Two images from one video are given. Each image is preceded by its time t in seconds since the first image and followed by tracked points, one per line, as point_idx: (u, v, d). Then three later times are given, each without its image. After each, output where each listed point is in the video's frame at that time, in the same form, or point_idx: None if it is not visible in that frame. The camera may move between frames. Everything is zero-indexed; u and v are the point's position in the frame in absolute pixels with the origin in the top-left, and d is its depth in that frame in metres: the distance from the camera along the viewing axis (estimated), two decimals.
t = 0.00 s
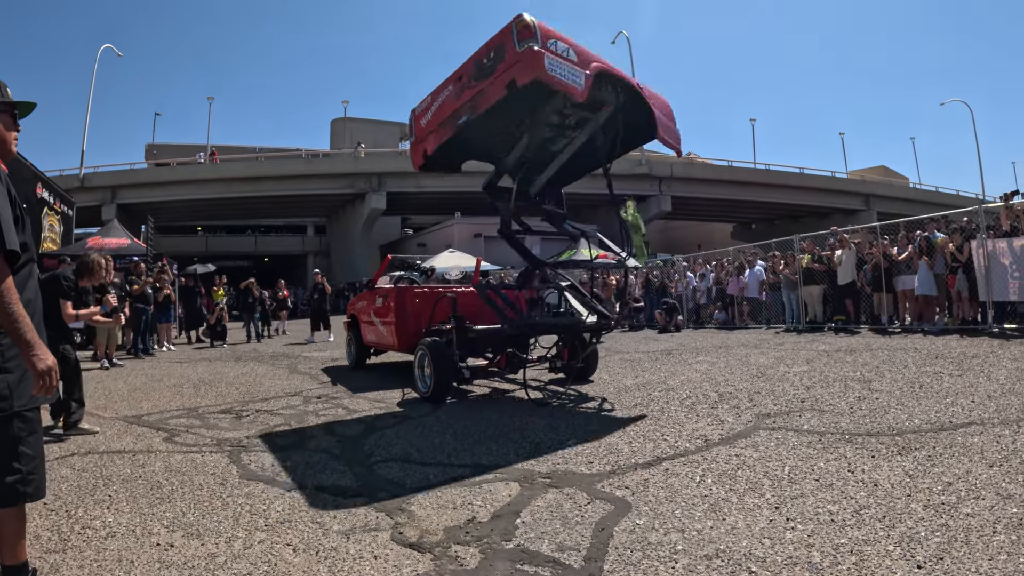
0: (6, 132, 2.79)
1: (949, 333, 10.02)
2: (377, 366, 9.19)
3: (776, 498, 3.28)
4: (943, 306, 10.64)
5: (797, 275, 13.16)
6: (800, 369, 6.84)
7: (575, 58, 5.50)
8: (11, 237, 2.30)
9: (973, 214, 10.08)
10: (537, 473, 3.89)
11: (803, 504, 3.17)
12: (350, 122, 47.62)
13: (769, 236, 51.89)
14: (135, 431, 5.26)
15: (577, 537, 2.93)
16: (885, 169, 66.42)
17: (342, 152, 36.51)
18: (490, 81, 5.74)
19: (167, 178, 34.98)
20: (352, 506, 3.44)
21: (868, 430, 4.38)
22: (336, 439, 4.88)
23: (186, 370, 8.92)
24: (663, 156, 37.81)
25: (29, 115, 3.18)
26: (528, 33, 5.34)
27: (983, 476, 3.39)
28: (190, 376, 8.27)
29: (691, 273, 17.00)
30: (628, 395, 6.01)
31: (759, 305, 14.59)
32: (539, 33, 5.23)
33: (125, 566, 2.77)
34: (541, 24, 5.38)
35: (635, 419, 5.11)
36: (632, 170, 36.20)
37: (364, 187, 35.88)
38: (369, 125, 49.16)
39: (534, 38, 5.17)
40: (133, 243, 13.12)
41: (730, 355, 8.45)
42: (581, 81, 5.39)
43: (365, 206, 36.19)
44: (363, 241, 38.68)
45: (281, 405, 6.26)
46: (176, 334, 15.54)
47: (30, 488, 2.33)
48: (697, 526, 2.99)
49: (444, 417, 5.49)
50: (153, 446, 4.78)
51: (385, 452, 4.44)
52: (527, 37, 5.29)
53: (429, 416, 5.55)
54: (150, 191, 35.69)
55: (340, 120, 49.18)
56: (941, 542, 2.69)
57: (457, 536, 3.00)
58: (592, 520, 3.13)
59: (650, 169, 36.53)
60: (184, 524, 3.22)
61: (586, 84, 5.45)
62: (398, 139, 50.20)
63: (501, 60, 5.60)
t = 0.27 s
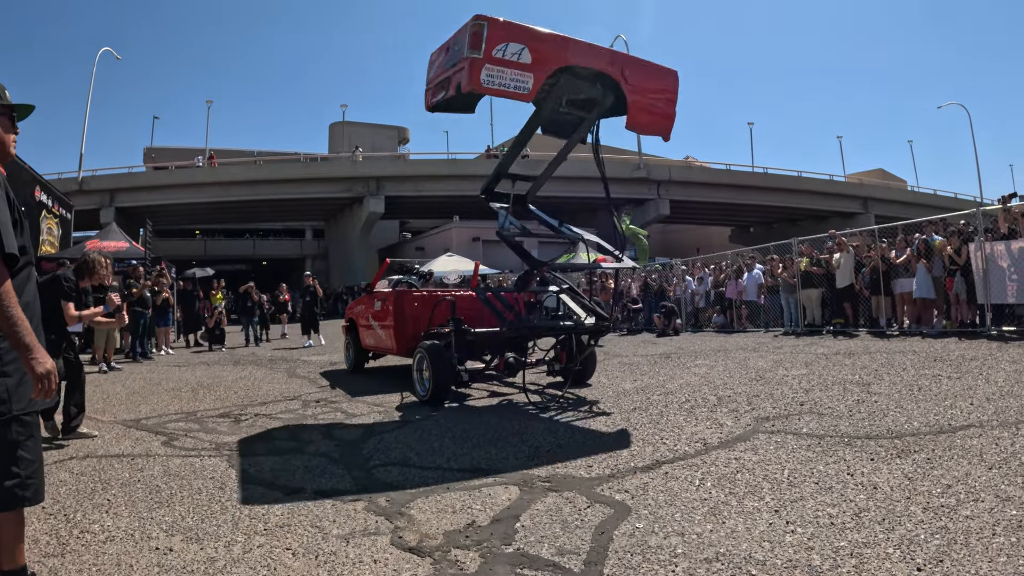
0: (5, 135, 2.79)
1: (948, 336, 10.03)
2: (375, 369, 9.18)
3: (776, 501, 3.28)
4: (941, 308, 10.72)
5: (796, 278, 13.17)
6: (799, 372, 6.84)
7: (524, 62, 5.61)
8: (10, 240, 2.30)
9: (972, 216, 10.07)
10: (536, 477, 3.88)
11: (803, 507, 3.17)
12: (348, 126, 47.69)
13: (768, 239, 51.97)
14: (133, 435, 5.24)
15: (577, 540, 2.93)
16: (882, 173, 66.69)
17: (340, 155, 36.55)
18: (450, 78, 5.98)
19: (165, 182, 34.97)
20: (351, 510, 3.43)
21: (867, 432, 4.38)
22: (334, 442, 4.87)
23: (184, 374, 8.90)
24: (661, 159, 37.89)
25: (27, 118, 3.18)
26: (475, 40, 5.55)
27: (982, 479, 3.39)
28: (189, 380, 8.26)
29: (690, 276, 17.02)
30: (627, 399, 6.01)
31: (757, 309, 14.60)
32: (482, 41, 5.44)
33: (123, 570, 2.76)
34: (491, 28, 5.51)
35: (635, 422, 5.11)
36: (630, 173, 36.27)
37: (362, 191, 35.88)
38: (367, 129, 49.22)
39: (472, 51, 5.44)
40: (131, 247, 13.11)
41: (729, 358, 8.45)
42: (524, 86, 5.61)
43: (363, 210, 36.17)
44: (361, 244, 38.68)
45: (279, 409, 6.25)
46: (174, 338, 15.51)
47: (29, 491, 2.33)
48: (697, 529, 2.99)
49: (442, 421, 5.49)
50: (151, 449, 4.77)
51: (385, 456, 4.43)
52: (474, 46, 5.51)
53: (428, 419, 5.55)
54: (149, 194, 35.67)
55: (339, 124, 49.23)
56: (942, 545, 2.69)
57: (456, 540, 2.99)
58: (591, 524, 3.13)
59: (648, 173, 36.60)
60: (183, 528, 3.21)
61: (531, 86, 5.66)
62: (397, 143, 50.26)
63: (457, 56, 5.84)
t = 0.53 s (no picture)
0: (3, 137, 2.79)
1: (947, 339, 10.07)
2: (374, 373, 9.17)
3: (776, 505, 3.27)
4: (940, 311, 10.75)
5: (795, 282, 13.19)
6: (798, 375, 6.84)
7: (474, 57, 5.60)
8: (7, 244, 2.30)
9: (970, 219, 10.10)
10: (536, 481, 3.88)
11: (803, 511, 3.17)
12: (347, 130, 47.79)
13: (766, 243, 52.05)
14: (132, 439, 5.23)
15: (577, 545, 2.92)
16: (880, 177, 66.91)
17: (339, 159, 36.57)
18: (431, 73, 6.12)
19: (164, 186, 34.95)
20: (350, 514, 3.42)
21: (866, 435, 4.38)
22: (333, 447, 4.86)
23: (182, 378, 8.88)
24: (659, 163, 37.97)
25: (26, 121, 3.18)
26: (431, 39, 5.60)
27: (982, 481, 3.39)
28: (187, 384, 8.24)
29: (688, 280, 17.04)
30: (626, 403, 6.00)
31: (756, 312, 14.62)
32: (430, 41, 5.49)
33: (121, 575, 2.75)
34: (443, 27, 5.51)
35: (634, 426, 5.10)
36: (629, 177, 36.34)
37: (361, 195, 35.89)
38: (366, 134, 49.32)
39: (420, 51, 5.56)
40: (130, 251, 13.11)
41: (728, 362, 8.45)
42: (476, 84, 5.65)
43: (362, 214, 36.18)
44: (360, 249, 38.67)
45: (278, 413, 6.24)
46: (173, 342, 15.49)
47: (27, 496, 2.32)
48: (697, 533, 2.98)
49: (441, 425, 5.48)
50: (150, 454, 4.75)
51: (384, 460, 4.42)
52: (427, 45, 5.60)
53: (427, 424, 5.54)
54: (147, 198, 35.65)
55: (337, 128, 49.30)
56: (942, 547, 2.69)
57: (456, 544, 2.99)
58: (591, 528, 3.12)
59: (646, 177, 36.68)
60: (181, 533, 3.20)
61: (483, 84, 5.68)
62: (395, 147, 50.35)
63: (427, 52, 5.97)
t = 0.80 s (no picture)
0: None
1: (944, 342, 10.10)
2: (372, 376, 9.16)
3: (774, 508, 3.27)
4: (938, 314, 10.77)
5: (793, 284, 13.21)
6: (796, 378, 6.85)
7: (442, 88, 5.58)
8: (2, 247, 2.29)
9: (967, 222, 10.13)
10: (533, 485, 3.87)
11: (800, 514, 3.17)
12: (345, 133, 47.85)
13: (764, 246, 52.13)
14: (128, 442, 5.21)
15: (574, 548, 2.92)
16: (877, 180, 67.15)
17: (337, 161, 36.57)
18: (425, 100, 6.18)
19: (162, 188, 34.90)
20: (347, 518, 3.41)
21: (864, 439, 4.38)
22: (330, 450, 4.85)
23: (180, 381, 8.85)
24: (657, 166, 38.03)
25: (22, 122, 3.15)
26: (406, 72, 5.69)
27: (980, 484, 3.39)
28: (184, 387, 8.22)
29: (687, 283, 17.05)
30: (623, 406, 6.00)
31: (754, 315, 14.63)
32: (401, 79, 5.58)
33: None
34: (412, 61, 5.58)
35: (632, 430, 5.10)
36: (627, 180, 36.40)
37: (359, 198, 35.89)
38: (364, 136, 49.39)
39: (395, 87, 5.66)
40: (128, 253, 13.09)
41: (726, 365, 8.45)
42: (447, 115, 5.61)
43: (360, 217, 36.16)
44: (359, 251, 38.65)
45: (275, 416, 6.22)
46: (170, 344, 15.45)
47: (23, 498, 2.31)
48: (694, 537, 2.98)
49: (439, 428, 5.47)
50: (146, 456, 4.74)
51: (381, 463, 4.41)
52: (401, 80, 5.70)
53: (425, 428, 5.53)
54: (145, 200, 35.60)
55: (336, 131, 49.34)
56: (940, 551, 2.69)
57: (453, 548, 2.98)
58: (588, 532, 3.11)
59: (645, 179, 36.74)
60: (177, 536, 3.19)
61: (455, 114, 5.62)
62: (393, 149, 50.41)
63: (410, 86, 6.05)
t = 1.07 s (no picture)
0: None
1: (943, 343, 10.14)
2: (371, 376, 9.16)
3: (771, 510, 3.28)
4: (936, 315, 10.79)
5: (791, 285, 13.23)
6: (794, 379, 6.85)
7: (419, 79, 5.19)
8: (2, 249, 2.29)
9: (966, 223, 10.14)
10: (532, 486, 3.88)
11: (797, 516, 3.18)
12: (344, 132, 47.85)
13: (763, 246, 52.18)
14: (128, 442, 5.21)
15: (572, 549, 2.92)
16: (875, 180, 67.26)
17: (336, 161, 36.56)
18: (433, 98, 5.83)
19: (161, 187, 34.88)
20: (345, 519, 3.41)
21: (862, 440, 4.39)
22: (329, 451, 4.85)
23: (179, 381, 8.85)
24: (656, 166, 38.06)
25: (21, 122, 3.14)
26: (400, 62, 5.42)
27: (977, 486, 3.40)
28: (183, 387, 8.21)
29: (685, 284, 17.08)
30: (622, 407, 6.01)
31: (752, 316, 14.66)
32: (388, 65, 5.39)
33: None
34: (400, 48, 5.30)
35: (630, 430, 5.10)
36: (626, 180, 36.42)
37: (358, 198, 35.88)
38: (363, 136, 49.41)
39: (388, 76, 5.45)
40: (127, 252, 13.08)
41: (725, 366, 8.45)
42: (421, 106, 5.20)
43: (359, 217, 36.15)
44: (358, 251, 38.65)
45: (274, 416, 6.22)
46: (169, 344, 15.45)
47: (23, 499, 2.31)
48: (691, 538, 2.99)
49: (438, 429, 5.47)
50: (145, 457, 4.74)
51: (379, 464, 4.42)
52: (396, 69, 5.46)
53: (424, 428, 5.53)
54: (144, 200, 35.57)
55: (335, 130, 49.32)
56: (936, 553, 2.70)
57: (451, 549, 2.98)
58: (586, 533, 3.12)
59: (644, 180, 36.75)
60: (177, 536, 3.19)
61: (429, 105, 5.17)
62: (392, 149, 50.42)
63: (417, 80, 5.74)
